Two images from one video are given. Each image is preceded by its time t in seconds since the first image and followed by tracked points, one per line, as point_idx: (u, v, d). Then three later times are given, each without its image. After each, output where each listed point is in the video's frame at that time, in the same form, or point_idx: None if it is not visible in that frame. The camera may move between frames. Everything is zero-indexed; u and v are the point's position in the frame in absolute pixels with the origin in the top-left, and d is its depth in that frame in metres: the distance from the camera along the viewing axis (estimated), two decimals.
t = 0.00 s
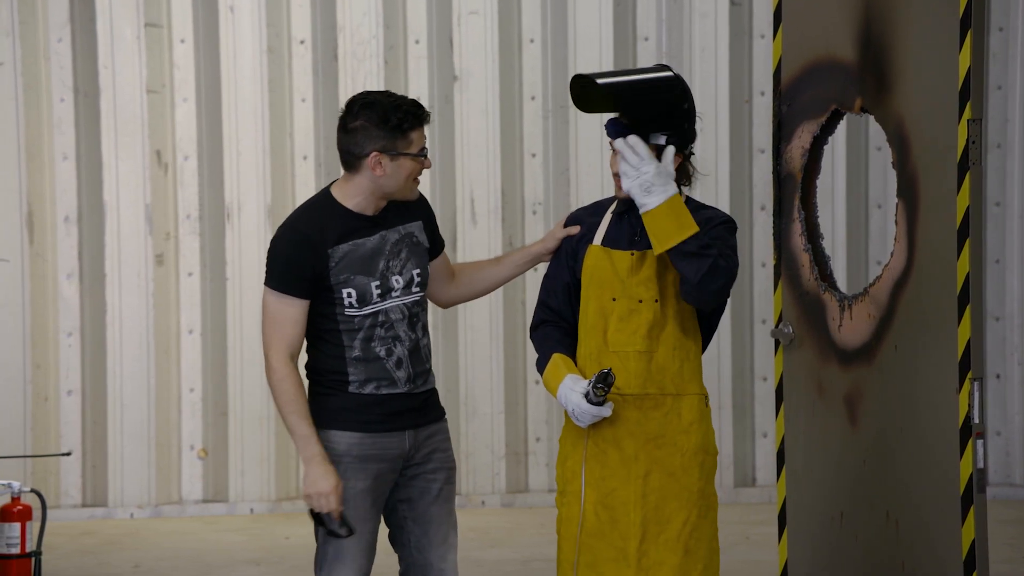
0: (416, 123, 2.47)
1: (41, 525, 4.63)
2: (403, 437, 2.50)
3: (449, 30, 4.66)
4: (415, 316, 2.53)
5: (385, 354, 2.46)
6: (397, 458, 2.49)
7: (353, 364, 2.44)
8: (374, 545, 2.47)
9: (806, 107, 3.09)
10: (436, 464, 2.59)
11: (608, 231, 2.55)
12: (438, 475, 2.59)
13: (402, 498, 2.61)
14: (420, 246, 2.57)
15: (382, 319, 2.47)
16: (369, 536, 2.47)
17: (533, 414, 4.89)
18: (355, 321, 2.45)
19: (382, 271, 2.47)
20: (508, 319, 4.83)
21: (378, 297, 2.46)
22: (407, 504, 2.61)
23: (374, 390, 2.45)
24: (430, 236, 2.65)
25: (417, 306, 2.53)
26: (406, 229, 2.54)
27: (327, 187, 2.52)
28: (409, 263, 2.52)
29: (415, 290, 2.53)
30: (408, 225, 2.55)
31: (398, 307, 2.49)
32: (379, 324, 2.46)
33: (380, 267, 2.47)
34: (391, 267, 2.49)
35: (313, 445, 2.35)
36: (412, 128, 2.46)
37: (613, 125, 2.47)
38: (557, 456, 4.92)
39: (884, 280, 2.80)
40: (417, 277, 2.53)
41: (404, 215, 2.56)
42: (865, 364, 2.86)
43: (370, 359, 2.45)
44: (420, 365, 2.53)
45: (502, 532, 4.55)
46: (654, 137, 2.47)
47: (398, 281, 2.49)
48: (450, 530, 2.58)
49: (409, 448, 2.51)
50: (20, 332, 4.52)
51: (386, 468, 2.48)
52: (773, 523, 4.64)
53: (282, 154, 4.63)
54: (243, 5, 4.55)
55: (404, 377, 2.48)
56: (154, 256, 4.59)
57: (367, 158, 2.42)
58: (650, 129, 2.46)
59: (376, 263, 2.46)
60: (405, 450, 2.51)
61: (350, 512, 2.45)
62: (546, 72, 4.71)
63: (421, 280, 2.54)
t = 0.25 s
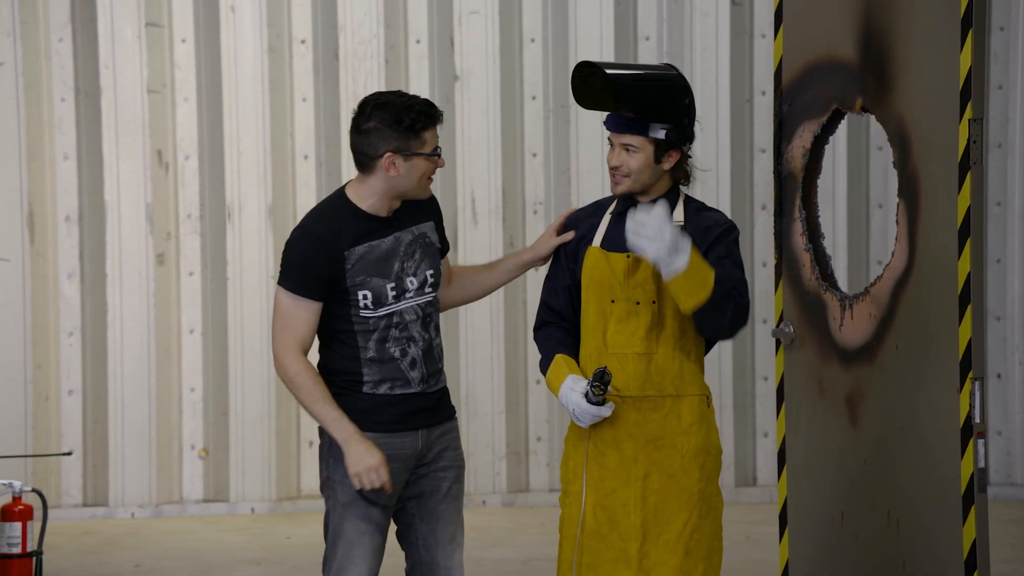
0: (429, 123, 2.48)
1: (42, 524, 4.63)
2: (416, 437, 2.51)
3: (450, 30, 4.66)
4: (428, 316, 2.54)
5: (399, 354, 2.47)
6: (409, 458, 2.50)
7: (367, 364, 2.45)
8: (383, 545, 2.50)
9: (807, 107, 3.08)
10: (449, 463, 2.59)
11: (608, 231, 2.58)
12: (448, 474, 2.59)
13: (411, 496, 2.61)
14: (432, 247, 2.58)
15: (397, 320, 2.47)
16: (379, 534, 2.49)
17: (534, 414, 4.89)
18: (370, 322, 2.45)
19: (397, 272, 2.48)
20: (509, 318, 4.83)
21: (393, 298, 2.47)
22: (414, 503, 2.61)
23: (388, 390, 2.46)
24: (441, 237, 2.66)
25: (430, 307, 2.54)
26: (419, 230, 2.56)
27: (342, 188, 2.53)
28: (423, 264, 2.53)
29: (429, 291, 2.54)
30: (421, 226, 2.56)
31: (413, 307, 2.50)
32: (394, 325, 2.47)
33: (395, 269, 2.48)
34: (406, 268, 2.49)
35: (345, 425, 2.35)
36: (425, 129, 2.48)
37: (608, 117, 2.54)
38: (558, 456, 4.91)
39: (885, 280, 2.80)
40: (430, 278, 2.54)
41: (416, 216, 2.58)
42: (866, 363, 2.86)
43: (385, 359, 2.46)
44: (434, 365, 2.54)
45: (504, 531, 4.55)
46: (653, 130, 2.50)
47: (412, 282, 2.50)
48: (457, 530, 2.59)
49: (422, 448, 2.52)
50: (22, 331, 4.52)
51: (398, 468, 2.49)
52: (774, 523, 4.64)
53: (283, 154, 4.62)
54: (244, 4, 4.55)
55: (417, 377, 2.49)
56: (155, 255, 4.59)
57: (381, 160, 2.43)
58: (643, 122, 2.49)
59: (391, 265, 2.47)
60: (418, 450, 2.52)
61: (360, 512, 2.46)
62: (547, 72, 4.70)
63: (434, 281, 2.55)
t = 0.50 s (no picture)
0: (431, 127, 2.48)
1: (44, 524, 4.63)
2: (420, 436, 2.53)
3: (451, 29, 4.66)
4: (438, 317, 2.55)
5: (404, 355, 2.48)
6: (414, 457, 2.52)
7: (373, 363, 2.47)
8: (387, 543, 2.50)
9: (808, 106, 3.08)
10: (451, 462, 2.61)
11: (607, 231, 2.57)
12: (453, 473, 2.61)
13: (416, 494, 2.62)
14: (448, 249, 2.58)
15: (404, 321, 2.49)
16: (381, 534, 2.49)
17: (536, 413, 4.88)
18: (377, 321, 2.47)
19: (408, 274, 2.48)
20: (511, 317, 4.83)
21: (402, 299, 2.48)
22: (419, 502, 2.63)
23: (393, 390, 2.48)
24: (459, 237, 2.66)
25: (440, 309, 2.55)
26: (435, 232, 2.56)
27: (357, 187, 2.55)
28: (436, 266, 2.53)
29: (440, 293, 2.55)
30: (438, 228, 2.57)
31: (421, 309, 2.51)
32: (401, 326, 2.48)
33: (406, 270, 2.48)
34: (417, 270, 2.50)
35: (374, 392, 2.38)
36: (427, 133, 2.47)
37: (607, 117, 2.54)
38: (559, 455, 4.92)
39: (886, 280, 2.80)
40: (442, 280, 2.55)
41: (432, 218, 2.58)
42: (867, 362, 2.86)
43: (390, 359, 2.48)
44: (440, 367, 2.55)
45: (505, 530, 4.55)
46: (652, 128, 2.51)
47: (423, 285, 2.51)
48: (461, 528, 2.61)
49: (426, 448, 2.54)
50: (24, 331, 4.53)
51: (401, 467, 2.51)
52: (775, 522, 4.63)
53: (284, 153, 4.62)
54: (245, 4, 4.55)
55: (422, 377, 2.51)
56: (156, 255, 4.59)
57: (380, 163, 2.44)
58: (642, 121, 2.51)
59: (402, 267, 2.47)
60: (422, 450, 2.54)
61: (363, 510, 2.48)
62: (548, 72, 4.70)
63: (446, 283, 2.56)
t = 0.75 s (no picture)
0: (408, 124, 2.45)
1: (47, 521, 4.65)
2: (412, 436, 2.55)
3: (452, 29, 4.68)
4: (435, 323, 2.54)
5: (392, 356, 2.51)
6: (403, 455, 2.54)
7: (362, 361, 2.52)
8: (376, 539, 2.53)
9: (808, 106, 3.10)
10: (449, 463, 2.59)
11: (606, 230, 2.59)
12: (451, 473, 2.60)
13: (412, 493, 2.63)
14: (457, 256, 2.57)
15: (395, 322, 2.51)
16: (372, 529, 2.53)
17: (536, 411, 4.90)
18: (369, 318, 2.51)
19: (405, 275, 2.50)
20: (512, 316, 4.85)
21: (395, 300, 2.50)
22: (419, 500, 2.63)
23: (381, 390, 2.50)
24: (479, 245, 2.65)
25: (440, 315, 2.54)
26: (445, 238, 2.56)
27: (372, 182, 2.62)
28: (437, 271, 2.53)
29: (441, 299, 2.54)
30: (449, 234, 2.57)
31: (416, 313, 2.51)
32: (391, 326, 2.51)
33: (403, 272, 2.51)
34: (416, 273, 2.52)
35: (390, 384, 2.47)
36: (404, 130, 2.45)
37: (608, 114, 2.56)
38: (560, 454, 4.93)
39: (885, 279, 2.82)
40: (444, 286, 2.54)
41: (447, 223, 2.58)
42: (866, 361, 2.88)
43: (378, 358, 2.51)
44: (435, 372, 2.55)
45: (506, 528, 4.58)
46: (653, 128, 2.53)
47: (420, 288, 2.52)
48: (463, 524, 2.60)
49: (418, 448, 2.55)
50: (27, 330, 4.55)
51: (392, 464, 2.54)
52: (775, 520, 4.66)
53: (286, 153, 4.65)
54: (247, 4, 4.57)
55: (412, 380, 2.52)
56: (159, 254, 4.61)
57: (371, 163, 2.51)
58: (643, 119, 2.53)
59: (399, 268, 2.50)
60: (414, 449, 2.56)
61: (352, 505, 2.52)
62: (549, 71, 4.72)
63: (448, 290, 2.55)
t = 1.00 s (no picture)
0: (386, 111, 2.44)
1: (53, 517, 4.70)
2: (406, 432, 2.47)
3: (454, 30, 4.73)
4: (425, 317, 2.46)
5: (381, 349, 2.45)
6: (399, 451, 2.47)
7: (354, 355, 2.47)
8: (372, 536, 2.47)
9: (806, 107, 3.15)
10: (447, 463, 2.49)
11: (603, 230, 2.63)
12: (450, 474, 2.50)
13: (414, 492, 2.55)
14: (452, 251, 2.49)
15: (384, 313, 2.46)
16: (369, 525, 2.47)
17: (537, 410, 4.96)
18: (359, 310, 2.47)
19: (394, 265, 2.46)
20: (513, 315, 4.88)
21: (383, 290, 2.46)
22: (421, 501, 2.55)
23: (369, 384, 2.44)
24: (482, 243, 2.54)
25: (431, 309, 2.47)
26: (440, 232, 2.50)
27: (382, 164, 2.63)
28: (427, 263, 2.47)
29: (432, 293, 2.46)
30: (444, 229, 2.50)
31: (405, 305, 2.45)
32: (380, 318, 2.46)
33: (393, 262, 2.46)
34: (406, 263, 2.46)
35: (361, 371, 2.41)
36: (383, 117, 2.44)
37: (634, 106, 2.57)
38: (561, 451, 4.99)
39: (884, 277, 2.86)
40: (435, 279, 2.46)
41: (445, 219, 2.51)
42: (864, 359, 2.93)
43: (368, 351, 2.46)
44: (425, 368, 2.46)
45: (507, 525, 4.62)
46: (666, 119, 2.59)
47: (409, 280, 2.45)
48: (467, 523, 2.50)
49: (413, 444, 2.47)
50: (33, 327, 4.60)
51: (387, 460, 2.47)
52: (773, 516, 4.70)
53: (290, 153, 4.69)
54: (252, 6, 4.62)
55: (401, 375, 2.45)
56: (164, 253, 4.66)
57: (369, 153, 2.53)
58: (666, 115, 2.58)
59: (388, 257, 2.46)
60: (409, 446, 2.47)
61: (347, 500, 2.47)
62: (550, 72, 4.78)
63: (440, 283, 2.47)
